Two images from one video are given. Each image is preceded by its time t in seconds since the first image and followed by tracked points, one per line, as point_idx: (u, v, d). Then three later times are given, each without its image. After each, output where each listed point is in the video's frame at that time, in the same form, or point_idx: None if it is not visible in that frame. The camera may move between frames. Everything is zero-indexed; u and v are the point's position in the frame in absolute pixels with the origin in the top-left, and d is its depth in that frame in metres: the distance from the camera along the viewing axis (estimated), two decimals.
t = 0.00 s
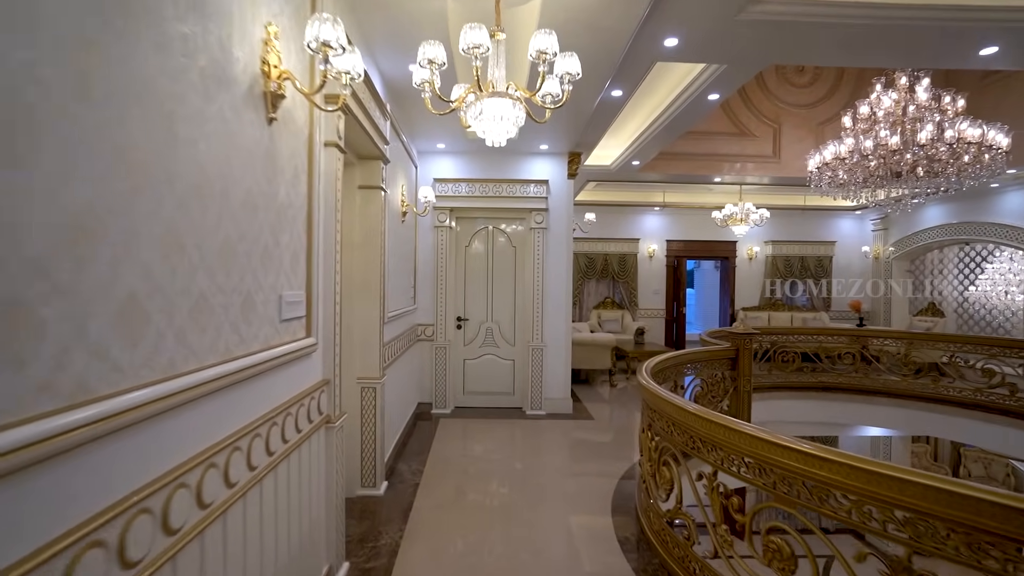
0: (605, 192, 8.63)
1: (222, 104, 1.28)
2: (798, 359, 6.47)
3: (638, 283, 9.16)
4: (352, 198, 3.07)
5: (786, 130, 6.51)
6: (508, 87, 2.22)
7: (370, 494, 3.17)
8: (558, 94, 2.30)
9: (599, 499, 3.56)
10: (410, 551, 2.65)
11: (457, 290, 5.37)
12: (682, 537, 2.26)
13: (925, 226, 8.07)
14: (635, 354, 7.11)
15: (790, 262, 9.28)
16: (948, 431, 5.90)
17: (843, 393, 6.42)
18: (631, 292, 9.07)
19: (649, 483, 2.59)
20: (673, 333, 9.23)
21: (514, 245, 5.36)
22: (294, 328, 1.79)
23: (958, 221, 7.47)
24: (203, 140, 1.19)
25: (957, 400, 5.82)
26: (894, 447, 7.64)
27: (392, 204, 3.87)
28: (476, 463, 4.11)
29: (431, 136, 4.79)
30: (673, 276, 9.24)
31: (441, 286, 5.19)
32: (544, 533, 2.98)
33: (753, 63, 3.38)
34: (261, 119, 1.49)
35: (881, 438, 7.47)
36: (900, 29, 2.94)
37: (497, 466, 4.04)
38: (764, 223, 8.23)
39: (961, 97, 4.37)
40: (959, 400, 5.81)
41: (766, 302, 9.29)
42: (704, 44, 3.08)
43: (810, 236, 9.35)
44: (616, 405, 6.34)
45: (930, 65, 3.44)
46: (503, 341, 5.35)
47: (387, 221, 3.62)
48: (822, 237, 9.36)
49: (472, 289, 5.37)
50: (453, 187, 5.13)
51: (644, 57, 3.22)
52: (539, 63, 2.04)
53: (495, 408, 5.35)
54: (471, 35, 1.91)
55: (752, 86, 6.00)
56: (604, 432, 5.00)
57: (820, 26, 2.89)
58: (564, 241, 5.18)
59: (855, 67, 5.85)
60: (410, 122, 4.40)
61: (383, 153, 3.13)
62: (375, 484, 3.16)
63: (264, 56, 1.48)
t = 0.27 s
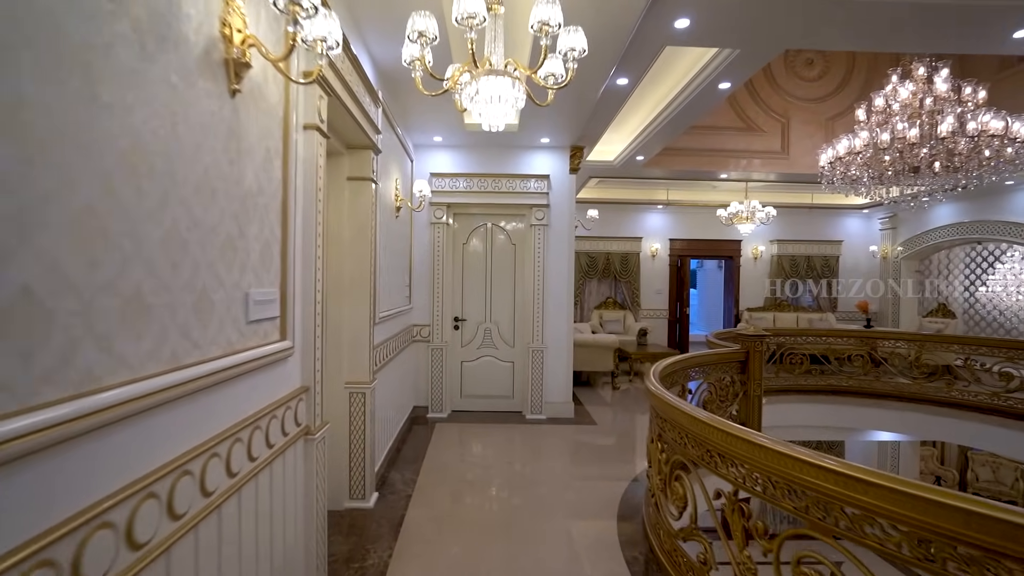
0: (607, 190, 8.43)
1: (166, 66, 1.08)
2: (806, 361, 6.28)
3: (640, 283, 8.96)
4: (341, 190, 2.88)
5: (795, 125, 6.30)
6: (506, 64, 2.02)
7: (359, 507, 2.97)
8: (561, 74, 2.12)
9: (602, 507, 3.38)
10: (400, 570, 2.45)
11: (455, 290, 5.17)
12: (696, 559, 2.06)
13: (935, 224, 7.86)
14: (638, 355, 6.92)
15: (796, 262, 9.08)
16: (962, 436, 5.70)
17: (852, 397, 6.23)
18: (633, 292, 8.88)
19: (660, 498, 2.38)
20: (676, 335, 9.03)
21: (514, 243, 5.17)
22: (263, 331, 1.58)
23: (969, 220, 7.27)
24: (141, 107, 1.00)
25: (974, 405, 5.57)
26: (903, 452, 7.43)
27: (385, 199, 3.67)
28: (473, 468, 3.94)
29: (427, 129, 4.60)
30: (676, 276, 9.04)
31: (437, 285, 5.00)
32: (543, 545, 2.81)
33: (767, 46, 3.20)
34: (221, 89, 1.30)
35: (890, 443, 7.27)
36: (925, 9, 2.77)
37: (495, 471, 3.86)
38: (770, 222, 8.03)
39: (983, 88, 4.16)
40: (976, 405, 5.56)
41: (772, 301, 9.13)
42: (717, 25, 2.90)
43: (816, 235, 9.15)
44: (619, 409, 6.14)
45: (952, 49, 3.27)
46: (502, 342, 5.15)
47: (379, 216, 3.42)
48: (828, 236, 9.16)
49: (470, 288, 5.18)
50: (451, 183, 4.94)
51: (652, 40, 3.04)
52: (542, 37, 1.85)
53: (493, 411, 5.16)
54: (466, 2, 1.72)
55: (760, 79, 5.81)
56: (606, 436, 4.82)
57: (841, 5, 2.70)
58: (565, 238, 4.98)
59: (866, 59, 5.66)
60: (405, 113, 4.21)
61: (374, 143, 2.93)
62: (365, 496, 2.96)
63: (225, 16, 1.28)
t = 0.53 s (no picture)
0: (611, 188, 8.22)
1: (86, 19, 0.86)
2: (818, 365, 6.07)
3: (644, 284, 8.75)
4: (330, 184, 2.67)
5: (806, 121, 6.06)
6: (510, 40, 1.79)
7: (350, 527, 2.76)
8: (571, 54, 1.90)
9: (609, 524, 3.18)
10: None
11: (454, 291, 4.96)
12: None
13: (947, 224, 7.63)
14: (643, 359, 6.70)
15: (803, 262, 8.86)
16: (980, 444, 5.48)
17: (864, 402, 6.02)
18: (636, 294, 8.67)
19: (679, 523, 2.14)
20: (681, 337, 8.82)
21: (515, 243, 4.95)
22: (227, 345, 1.35)
23: (984, 219, 7.04)
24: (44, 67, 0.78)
25: (994, 411, 5.36)
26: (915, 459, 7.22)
27: (379, 196, 3.46)
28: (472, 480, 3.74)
29: (424, 122, 4.39)
30: (681, 277, 8.82)
31: (435, 287, 4.79)
32: (548, 567, 2.61)
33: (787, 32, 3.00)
34: (171, 59, 1.08)
35: (901, 449, 7.06)
36: None
37: (497, 482, 3.67)
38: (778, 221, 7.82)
39: (1010, 79, 3.95)
40: (996, 412, 5.34)
41: (778, 302, 8.92)
42: (737, 7, 2.69)
43: (824, 235, 8.93)
44: (624, 414, 5.93)
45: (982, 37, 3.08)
46: (503, 346, 4.94)
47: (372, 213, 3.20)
48: (836, 236, 8.95)
49: (470, 290, 4.96)
50: (450, 180, 4.73)
51: (666, 23, 2.83)
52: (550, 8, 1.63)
53: (494, 418, 4.95)
54: None
55: (770, 73, 5.59)
56: (612, 444, 4.61)
57: None
58: (569, 238, 4.77)
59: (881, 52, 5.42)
60: (401, 105, 4.00)
61: (366, 134, 2.72)
62: (356, 516, 2.74)
63: None
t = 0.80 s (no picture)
0: (613, 186, 8.03)
1: None
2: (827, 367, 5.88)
3: (646, 284, 8.56)
4: (314, 175, 2.47)
5: (815, 116, 5.85)
6: (509, 5, 1.59)
7: (336, 546, 2.56)
8: (578, 27, 1.71)
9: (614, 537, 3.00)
10: None
11: (450, 292, 4.77)
12: None
13: (957, 222, 7.44)
14: (646, 361, 6.51)
15: (809, 261, 8.67)
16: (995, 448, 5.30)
17: (875, 405, 5.84)
18: (638, 294, 8.48)
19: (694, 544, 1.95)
20: (683, 338, 8.63)
21: (514, 241, 4.76)
22: (176, 355, 1.15)
23: (995, 217, 6.86)
24: None
25: (1009, 416, 5.19)
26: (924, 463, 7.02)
27: (371, 191, 3.27)
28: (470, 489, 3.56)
29: (420, 115, 4.20)
30: (684, 276, 8.63)
31: (431, 287, 4.59)
32: None
33: (805, 14, 2.81)
34: (94, 7, 0.89)
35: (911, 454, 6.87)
36: None
37: (496, 493, 3.48)
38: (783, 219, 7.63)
39: None
40: (1012, 416, 5.18)
41: (783, 301, 8.74)
42: None
43: (830, 234, 8.75)
44: (627, 418, 5.74)
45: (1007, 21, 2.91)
46: (502, 349, 4.75)
47: (362, 208, 3.00)
48: (842, 235, 8.76)
49: (467, 291, 4.77)
50: (446, 175, 4.52)
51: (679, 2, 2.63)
52: None
53: (492, 423, 4.76)
54: None
55: (778, 66, 5.39)
56: (615, 450, 4.42)
57: None
58: (570, 237, 4.58)
59: (891, 45, 5.26)
60: (394, 96, 3.80)
61: (354, 123, 2.52)
62: (343, 534, 2.54)
63: None
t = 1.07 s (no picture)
0: (614, 184, 7.82)
1: None
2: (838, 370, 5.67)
3: (649, 284, 8.36)
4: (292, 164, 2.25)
5: (825, 109, 5.62)
6: None
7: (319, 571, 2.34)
8: None
9: (620, 554, 2.79)
10: None
11: (447, 293, 4.56)
12: None
13: (968, 220, 7.23)
14: (649, 363, 6.30)
15: (815, 261, 8.46)
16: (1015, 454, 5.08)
17: (887, 410, 5.63)
18: (641, 294, 8.27)
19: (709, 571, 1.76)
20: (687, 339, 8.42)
21: (513, 240, 4.56)
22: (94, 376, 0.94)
23: (1009, 214, 6.65)
24: None
25: None
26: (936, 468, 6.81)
27: (359, 186, 3.06)
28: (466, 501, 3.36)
29: (413, 108, 3.99)
30: (687, 276, 8.42)
31: (426, 288, 4.38)
32: None
33: None
34: None
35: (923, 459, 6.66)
36: None
37: (494, 506, 3.27)
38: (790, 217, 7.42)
39: None
40: None
41: (789, 301, 8.52)
42: None
43: (836, 232, 8.55)
44: (630, 424, 5.53)
45: None
46: (501, 353, 4.54)
47: (349, 203, 2.80)
48: (849, 234, 8.55)
49: (464, 292, 4.56)
50: (442, 171, 4.32)
51: None
52: None
53: (490, 430, 4.55)
54: None
55: (787, 56, 5.18)
56: (620, 459, 4.21)
57: None
58: (571, 235, 4.38)
59: (905, 36, 5.08)
60: (385, 86, 3.59)
61: (338, 110, 2.32)
62: (326, 558, 2.32)
63: None
